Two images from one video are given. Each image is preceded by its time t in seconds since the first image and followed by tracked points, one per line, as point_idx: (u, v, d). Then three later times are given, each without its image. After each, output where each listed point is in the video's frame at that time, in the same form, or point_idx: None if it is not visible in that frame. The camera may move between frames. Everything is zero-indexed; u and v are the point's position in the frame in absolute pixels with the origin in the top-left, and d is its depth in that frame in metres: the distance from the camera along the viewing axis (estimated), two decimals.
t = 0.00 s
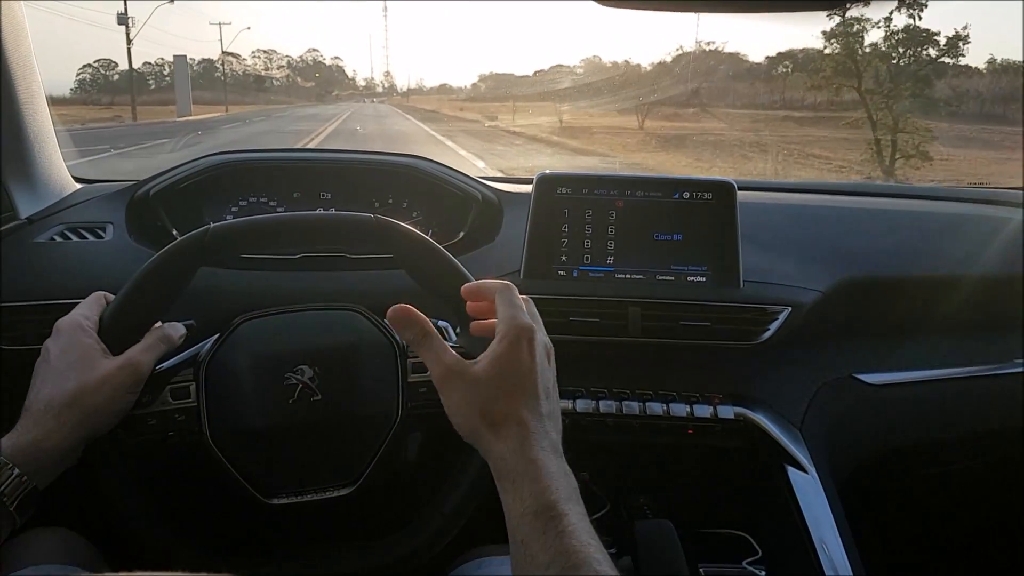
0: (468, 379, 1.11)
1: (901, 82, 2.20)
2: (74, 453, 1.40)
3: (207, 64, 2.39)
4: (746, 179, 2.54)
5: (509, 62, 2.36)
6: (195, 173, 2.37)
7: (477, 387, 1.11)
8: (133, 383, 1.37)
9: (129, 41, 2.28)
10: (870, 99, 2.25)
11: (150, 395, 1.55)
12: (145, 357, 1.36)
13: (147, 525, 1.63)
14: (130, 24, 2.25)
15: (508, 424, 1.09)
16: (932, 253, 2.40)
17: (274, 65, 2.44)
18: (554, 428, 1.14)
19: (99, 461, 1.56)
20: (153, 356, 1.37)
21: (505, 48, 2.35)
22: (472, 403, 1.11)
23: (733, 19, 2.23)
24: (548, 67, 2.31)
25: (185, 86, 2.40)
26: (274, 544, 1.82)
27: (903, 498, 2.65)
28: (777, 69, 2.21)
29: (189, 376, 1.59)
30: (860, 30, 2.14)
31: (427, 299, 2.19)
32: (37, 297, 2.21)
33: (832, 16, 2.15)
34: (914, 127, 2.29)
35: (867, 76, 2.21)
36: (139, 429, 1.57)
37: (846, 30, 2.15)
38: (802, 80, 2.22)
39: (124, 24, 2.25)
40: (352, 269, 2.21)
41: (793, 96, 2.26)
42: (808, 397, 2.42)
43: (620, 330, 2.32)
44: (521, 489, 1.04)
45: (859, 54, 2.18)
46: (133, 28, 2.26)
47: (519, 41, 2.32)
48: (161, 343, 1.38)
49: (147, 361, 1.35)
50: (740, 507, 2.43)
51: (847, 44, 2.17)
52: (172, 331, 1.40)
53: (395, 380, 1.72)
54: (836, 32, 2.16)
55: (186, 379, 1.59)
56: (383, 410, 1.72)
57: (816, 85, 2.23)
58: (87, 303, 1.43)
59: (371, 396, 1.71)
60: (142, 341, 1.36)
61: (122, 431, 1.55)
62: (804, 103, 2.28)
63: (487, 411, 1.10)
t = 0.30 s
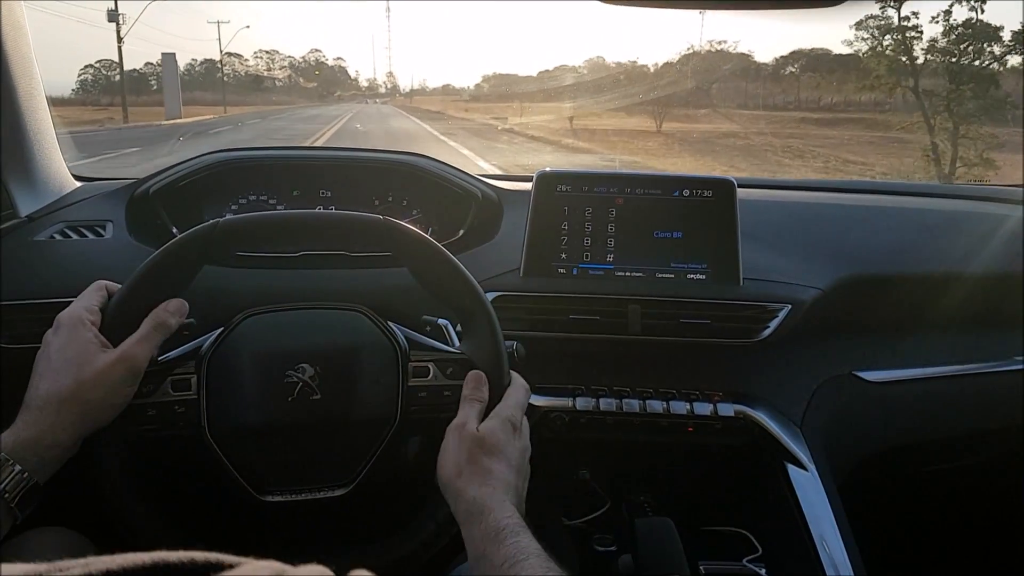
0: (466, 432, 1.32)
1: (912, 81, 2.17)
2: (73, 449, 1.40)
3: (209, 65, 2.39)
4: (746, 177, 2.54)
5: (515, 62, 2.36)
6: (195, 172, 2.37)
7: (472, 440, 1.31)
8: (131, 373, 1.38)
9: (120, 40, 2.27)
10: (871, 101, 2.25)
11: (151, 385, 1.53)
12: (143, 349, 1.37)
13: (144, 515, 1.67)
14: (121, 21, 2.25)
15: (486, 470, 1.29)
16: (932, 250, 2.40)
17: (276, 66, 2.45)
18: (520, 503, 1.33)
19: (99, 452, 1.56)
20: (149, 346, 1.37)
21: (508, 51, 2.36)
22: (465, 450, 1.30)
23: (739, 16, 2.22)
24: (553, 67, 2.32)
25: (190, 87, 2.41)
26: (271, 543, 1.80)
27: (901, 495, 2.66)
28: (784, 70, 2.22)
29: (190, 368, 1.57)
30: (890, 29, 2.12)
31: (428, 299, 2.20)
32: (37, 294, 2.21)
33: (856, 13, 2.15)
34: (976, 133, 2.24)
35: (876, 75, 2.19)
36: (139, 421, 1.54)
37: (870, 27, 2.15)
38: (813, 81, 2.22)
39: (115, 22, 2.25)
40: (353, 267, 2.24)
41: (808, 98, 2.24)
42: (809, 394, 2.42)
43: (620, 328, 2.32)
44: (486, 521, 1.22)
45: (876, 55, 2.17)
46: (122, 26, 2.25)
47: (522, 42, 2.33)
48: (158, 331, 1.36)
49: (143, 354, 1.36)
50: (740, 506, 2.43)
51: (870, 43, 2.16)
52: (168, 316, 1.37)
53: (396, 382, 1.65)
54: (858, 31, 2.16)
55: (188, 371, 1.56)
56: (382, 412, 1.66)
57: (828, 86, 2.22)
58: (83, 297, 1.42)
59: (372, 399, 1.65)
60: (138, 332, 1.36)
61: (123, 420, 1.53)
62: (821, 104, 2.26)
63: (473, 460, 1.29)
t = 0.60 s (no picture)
0: (483, 464, 1.35)
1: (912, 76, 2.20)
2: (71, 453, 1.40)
3: (210, 65, 2.40)
4: (745, 175, 2.54)
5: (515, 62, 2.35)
6: (193, 174, 2.37)
7: (490, 473, 1.34)
8: (122, 365, 1.35)
9: (107, 37, 2.27)
10: (868, 101, 2.27)
11: (150, 387, 1.52)
12: (128, 338, 1.34)
13: (144, 514, 1.66)
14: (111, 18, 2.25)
15: (498, 505, 1.33)
16: (932, 248, 2.39)
17: (276, 65, 2.47)
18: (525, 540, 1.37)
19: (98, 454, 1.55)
20: (132, 334, 1.34)
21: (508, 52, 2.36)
22: (481, 483, 1.33)
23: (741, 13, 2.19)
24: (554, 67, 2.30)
25: (186, 86, 2.41)
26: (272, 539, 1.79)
27: (903, 493, 2.66)
28: (788, 70, 2.22)
29: (190, 370, 1.55)
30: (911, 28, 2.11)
31: (427, 299, 2.20)
32: (37, 298, 2.21)
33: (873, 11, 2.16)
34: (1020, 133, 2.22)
35: (889, 74, 2.21)
36: (138, 423, 1.53)
37: (889, 24, 2.14)
38: (823, 80, 2.24)
39: (101, 18, 2.24)
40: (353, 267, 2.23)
41: (822, 98, 2.27)
42: (809, 392, 2.42)
43: (620, 328, 2.32)
44: (501, 550, 1.28)
45: (893, 54, 2.17)
46: (110, 21, 2.25)
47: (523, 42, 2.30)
48: (134, 318, 1.34)
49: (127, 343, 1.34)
50: (741, 505, 2.43)
51: (888, 40, 2.15)
52: (139, 299, 1.36)
53: (395, 386, 1.62)
54: (877, 29, 2.16)
55: (188, 372, 1.55)
56: (381, 415, 1.63)
57: (839, 85, 2.25)
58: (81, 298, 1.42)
59: (372, 402, 1.63)
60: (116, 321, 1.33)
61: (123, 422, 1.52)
62: (836, 105, 2.29)
63: (487, 494, 1.33)
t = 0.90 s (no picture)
0: (477, 471, 1.35)
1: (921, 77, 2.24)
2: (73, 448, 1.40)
3: (209, 64, 2.44)
4: (747, 174, 2.54)
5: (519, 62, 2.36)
6: (195, 172, 2.37)
7: (483, 480, 1.34)
8: (124, 357, 1.35)
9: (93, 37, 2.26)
10: (870, 102, 2.29)
11: (152, 379, 1.55)
12: (132, 329, 1.34)
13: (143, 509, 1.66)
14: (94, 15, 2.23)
15: (491, 512, 1.32)
16: (935, 247, 2.39)
17: (277, 65, 2.51)
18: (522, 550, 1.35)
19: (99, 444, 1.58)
20: (137, 326, 1.34)
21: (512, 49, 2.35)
22: (473, 489, 1.33)
23: (744, 14, 2.20)
24: (556, 66, 2.30)
25: (186, 87, 2.45)
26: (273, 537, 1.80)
27: (904, 491, 2.67)
28: (794, 69, 2.24)
29: (194, 362, 1.58)
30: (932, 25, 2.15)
31: (429, 298, 2.19)
32: (39, 294, 2.21)
33: (895, 9, 2.14)
34: None
35: (905, 73, 2.24)
36: (140, 415, 1.55)
37: (908, 22, 2.16)
38: (834, 79, 2.25)
39: (86, 15, 2.22)
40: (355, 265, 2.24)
41: (836, 98, 2.28)
42: (811, 391, 2.42)
43: (621, 326, 2.32)
44: (496, 557, 1.26)
45: (911, 53, 2.19)
46: (95, 18, 2.23)
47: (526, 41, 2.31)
48: (141, 311, 1.33)
49: (132, 335, 1.33)
50: (743, 504, 2.43)
51: (908, 37, 2.17)
52: (149, 292, 1.34)
53: (397, 386, 1.62)
54: (896, 26, 2.17)
55: (190, 365, 1.57)
56: (382, 412, 1.62)
57: (851, 84, 2.26)
58: (92, 284, 1.43)
59: (373, 399, 1.62)
60: (121, 312, 1.33)
61: (122, 413, 1.54)
62: (851, 104, 2.30)
63: (481, 501, 1.33)
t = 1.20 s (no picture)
0: (481, 536, 1.34)
1: (922, 74, 2.23)
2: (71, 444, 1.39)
3: (206, 65, 2.41)
4: (746, 181, 2.55)
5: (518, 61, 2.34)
6: (193, 178, 2.38)
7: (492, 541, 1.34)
8: (120, 346, 1.33)
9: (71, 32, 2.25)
10: (873, 103, 2.28)
11: (150, 382, 1.53)
12: (136, 320, 1.32)
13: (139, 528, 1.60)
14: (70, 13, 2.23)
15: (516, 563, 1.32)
16: (933, 255, 2.39)
17: (274, 65, 2.50)
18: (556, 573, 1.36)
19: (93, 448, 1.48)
20: (143, 317, 1.32)
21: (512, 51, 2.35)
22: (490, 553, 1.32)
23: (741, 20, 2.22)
24: (556, 66, 2.29)
25: (181, 86, 2.46)
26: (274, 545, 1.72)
27: (904, 498, 2.67)
28: (798, 68, 2.24)
29: (191, 366, 1.57)
30: (952, 22, 2.14)
31: (427, 303, 2.20)
32: (37, 299, 2.21)
33: (915, 5, 2.12)
34: None
35: (910, 73, 2.22)
36: (138, 418, 1.53)
37: (928, 18, 2.14)
38: (844, 79, 2.22)
39: (64, 11, 2.23)
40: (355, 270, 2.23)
41: (850, 97, 2.25)
42: (810, 398, 2.42)
43: (620, 333, 2.31)
44: None
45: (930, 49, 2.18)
46: (73, 13, 2.23)
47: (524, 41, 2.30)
48: (150, 304, 1.33)
49: (136, 325, 1.32)
50: (743, 511, 2.43)
51: (926, 34, 2.16)
52: (161, 286, 1.34)
53: (394, 391, 1.60)
54: (915, 23, 2.14)
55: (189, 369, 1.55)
56: (380, 419, 1.60)
57: (861, 84, 2.23)
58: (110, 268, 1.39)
59: (370, 407, 1.60)
60: (132, 300, 1.31)
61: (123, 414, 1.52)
62: (866, 105, 2.29)
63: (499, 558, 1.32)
